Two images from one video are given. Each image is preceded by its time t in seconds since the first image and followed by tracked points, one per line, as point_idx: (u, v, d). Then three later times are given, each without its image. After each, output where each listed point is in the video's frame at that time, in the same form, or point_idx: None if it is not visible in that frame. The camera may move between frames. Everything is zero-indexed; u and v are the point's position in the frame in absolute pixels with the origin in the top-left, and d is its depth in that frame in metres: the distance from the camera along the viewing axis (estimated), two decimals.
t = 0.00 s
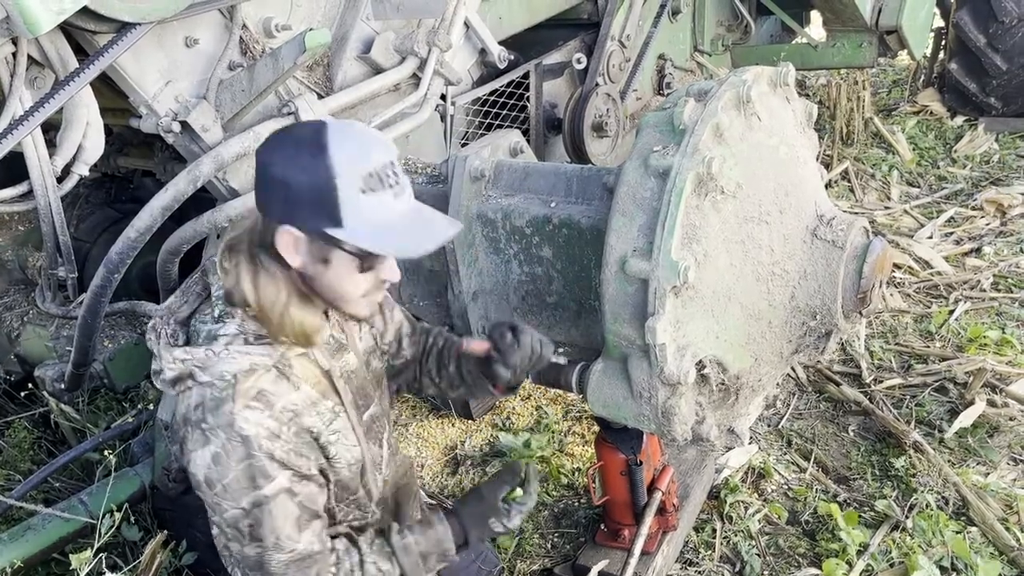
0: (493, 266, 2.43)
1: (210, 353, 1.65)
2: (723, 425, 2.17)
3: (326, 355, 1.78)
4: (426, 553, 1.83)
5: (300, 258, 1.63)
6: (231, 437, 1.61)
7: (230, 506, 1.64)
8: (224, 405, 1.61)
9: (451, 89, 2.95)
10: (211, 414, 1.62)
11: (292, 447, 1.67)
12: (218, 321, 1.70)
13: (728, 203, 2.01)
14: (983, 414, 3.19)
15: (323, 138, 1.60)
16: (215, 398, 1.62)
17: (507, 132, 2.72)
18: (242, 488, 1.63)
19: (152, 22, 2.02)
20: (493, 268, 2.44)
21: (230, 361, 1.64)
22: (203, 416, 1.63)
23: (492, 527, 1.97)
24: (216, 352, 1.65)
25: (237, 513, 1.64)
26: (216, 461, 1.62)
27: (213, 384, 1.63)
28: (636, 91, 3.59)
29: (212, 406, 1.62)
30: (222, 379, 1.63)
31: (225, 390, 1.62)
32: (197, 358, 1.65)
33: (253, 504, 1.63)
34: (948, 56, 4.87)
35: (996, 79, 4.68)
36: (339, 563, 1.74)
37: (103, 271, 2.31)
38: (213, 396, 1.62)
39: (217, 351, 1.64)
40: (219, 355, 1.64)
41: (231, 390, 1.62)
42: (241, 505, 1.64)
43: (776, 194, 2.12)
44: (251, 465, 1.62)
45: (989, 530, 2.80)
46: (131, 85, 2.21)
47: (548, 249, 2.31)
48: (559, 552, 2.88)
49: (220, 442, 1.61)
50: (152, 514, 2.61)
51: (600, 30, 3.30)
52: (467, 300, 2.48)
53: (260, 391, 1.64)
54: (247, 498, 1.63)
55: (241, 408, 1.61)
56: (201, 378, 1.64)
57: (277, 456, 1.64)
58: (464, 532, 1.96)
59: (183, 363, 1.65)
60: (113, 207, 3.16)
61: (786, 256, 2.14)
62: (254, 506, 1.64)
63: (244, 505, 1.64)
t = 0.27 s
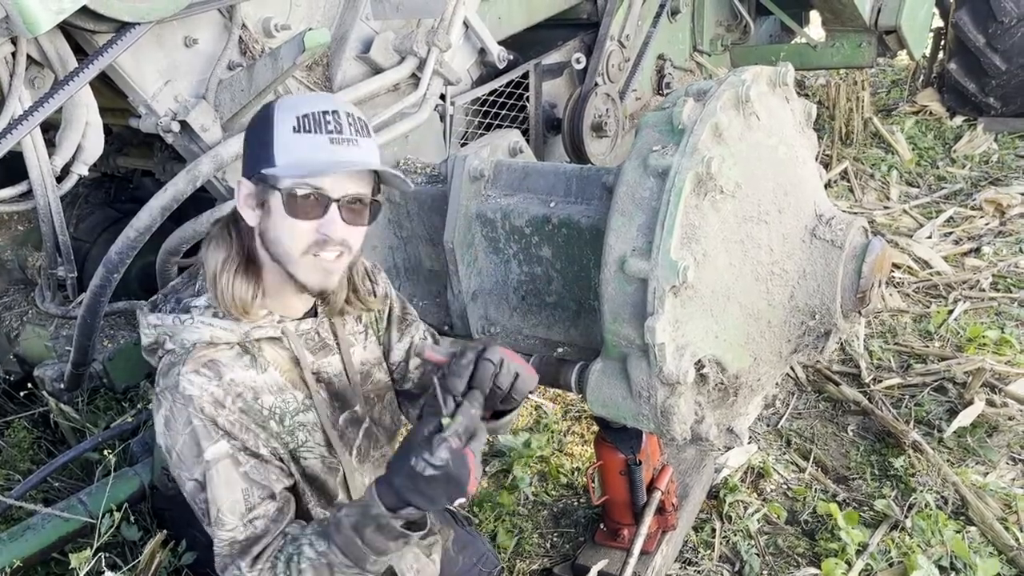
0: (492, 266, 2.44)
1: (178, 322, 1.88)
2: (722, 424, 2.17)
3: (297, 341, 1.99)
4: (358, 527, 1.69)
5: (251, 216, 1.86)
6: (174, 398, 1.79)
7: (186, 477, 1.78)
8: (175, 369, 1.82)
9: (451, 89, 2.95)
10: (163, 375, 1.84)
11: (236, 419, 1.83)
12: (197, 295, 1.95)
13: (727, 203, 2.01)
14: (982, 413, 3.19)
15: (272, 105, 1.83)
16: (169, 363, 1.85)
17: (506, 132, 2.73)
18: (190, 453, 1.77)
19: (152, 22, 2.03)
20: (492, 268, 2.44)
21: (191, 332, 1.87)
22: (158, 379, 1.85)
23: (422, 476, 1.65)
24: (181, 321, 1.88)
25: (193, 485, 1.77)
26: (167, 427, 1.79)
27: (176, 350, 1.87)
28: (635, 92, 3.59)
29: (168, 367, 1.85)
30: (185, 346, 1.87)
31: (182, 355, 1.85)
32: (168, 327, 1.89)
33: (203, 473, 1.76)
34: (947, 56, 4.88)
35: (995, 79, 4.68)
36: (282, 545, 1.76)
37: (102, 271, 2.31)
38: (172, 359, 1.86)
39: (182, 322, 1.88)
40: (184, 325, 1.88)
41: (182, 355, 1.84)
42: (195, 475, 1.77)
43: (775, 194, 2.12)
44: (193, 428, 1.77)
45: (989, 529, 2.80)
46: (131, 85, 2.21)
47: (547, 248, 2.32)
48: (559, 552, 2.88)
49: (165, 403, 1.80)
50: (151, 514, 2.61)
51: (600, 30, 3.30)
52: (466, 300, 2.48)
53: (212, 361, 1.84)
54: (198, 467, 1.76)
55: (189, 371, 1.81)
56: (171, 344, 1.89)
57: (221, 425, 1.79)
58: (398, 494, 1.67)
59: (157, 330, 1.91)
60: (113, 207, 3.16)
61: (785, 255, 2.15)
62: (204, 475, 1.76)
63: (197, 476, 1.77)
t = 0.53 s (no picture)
0: (492, 266, 2.44)
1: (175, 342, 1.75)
2: (722, 424, 2.17)
3: (298, 347, 1.89)
4: (402, 518, 1.65)
5: (288, 239, 1.69)
6: (188, 417, 1.68)
7: (209, 495, 1.69)
8: (184, 390, 1.70)
9: (451, 88, 2.94)
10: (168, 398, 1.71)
11: (253, 429, 1.73)
12: (189, 311, 1.81)
13: (726, 203, 2.01)
14: (982, 413, 3.19)
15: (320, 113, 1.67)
16: (174, 384, 1.72)
17: (506, 132, 2.73)
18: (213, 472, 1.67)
19: (151, 21, 2.02)
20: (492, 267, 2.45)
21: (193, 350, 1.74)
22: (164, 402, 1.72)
23: (461, 474, 1.63)
24: (179, 340, 1.75)
25: (218, 501, 1.68)
26: (183, 447, 1.68)
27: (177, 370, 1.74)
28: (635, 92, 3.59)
29: (172, 390, 1.72)
30: (187, 366, 1.74)
31: (185, 376, 1.73)
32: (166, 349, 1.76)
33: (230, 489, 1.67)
34: (947, 56, 4.88)
35: (995, 79, 4.68)
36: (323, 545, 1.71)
37: (101, 271, 2.31)
38: (175, 381, 1.73)
39: (181, 340, 1.74)
40: (184, 344, 1.74)
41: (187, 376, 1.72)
42: (219, 491, 1.68)
43: (775, 194, 2.12)
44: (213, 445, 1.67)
45: (988, 529, 2.80)
46: (131, 84, 2.21)
47: (547, 248, 2.32)
48: (558, 552, 2.88)
49: (178, 424, 1.69)
50: (150, 513, 2.61)
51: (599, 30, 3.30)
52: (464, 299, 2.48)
53: (220, 376, 1.73)
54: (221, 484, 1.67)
55: (198, 390, 1.69)
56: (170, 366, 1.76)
57: (239, 436, 1.69)
58: (439, 488, 1.63)
59: (153, 353, 1.79)
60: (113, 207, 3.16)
61: (785, 255, 2.15)
62: (230, 489, 1.67)
63: (220, 491, 1.67)
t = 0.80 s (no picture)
0: (492, 266, 2.45)
1: (224, 374, 1.70)
2: (722, 424, 2.17)
3: (333, 369, 1.83)
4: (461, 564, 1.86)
5: (370, 277, 1.74)
6: (248, 459, 1.66)
7: (254, 532, 1.69)
8: (243, 426, 1.67)
9: (451, 88, 2.94)
10: (224, 435, 1.67)
11: (308, 467, 1.71)
12: (229, 344, 1.75)
13: (726, 202, 2.02)
14: (981, 413, 3.20)
15: (406, 155, 1.75)
16: (228, 420, 1.68)
17: (506, 132, 2.73)
18: (263, 511, 1.68)
19: (151, 21, 2.03)
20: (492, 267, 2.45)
21: (245, 382, 1.69)
22: (217, 439, 1.68)
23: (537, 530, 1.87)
24: (230, 372, 1.70)
25: (263, 538, 1.69)
26: (236, 484, 1.67)
27: (225, 404, 1.69)
28: (635, 91, 3.59)
29: (227, 427, 1.67)
30: (238, 400, 1.69)
31: (239, 410, 1.68)
32: (212, 380, 1.70)
33: (277, 527, 1.68)
34: (947, 56, 4.88)
35: (995, 79, 4.68)
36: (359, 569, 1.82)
37: (102, 270, 2.31)
38: (226, 417, 1.68)
39: (232, 372, 1.70)
40: (235, 375, 1.70)
41: (243, 410, 1.68)
42: (265, 529, 1.68)
43: (774, 194, 2.12)
44: (270, 486, 1.67)
45: (988, 529, 2.81)
46: (131, 84, 2.21)
47: (547, 248, 2.32)
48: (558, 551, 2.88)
49: (236, 464, 1.67)
50: (150, 513, 2.61)
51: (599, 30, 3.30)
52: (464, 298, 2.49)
53: (277, 411, 1.70)
54: (269, 522, 1.68)
55: (258, 428, 1.67)
56: (216, 399, 1.70)
57: (297, 477, 1.69)
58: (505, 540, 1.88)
59: (195, 388, 1.71)
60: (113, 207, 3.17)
61: (785, 255, 2.15)
62: (279, 527, 1.68)
63: (268, 529, 1.68)
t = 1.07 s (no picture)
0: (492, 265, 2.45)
1: (281, 398, 1.71)
2: (721, 424, 2.17)
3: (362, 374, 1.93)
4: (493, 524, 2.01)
5: (408, 289, 1.75)
6: (321, 478, 1.72)
7: (321, 547, 1.73)
8: (309, 449, 1.72)
9: (451, 88, 2.94)
10: (293, 458, 1.71)
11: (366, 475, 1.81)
12: (275, 367, 1.75)
13: (727, 202, 2.02)
14: (981, 413, 3.20)
15: (443, 166, 1.78)
16: (293, 444, 1.71)
17: (506, 131, 2.73)
18: (332, 525, 1.73)
19: (151, 20, 2.02)
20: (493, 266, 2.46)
21: (303, 404, 1.72)
22: (286, 464, 1.71)
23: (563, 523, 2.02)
24: (287, 396, 1.71)
25: (330, 551, 1.74)
26: (307, 505, 1.71)
27: (286, 428, 1.72)
28: (636, 91, 3.59)
29: (294, 451, 1.71)
30: (297, 424, 1.72)
31: (301, 433, 1.72)
32: (267, 406, 1.71)
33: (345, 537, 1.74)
34: (948, 56, 4.88)
35: (995, 79, 4.68)
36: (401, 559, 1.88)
37: (102, 269, 2.31)
38: (289, 442, 1.72)
39: (289, 396, 1.71)
40: (291, 398, 1.72)
41: (307, 433, 1.73)
42: (332, 543, 1.74)
43: (774, 194, 2.12)
44: (342, 499, 1.74)
45: (988, 529, 2.81)
46: (131, 83, 2.21)
47: (547, 248, 2.32)
48: (558, 551, 2.88)
49: (308, 485, 1.71)
50: (150, 512, 2.62)
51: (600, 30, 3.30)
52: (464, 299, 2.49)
53: (336, 427, 1.78)
54: (339, 535, 1.74)
55: (325, 447, 1.74)
56: (271, 424, 1.72)
57: (360, 486, 1.78)
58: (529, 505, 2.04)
59: (248, 414, 1.71)
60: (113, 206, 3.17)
61: (785, 255, 2.15)
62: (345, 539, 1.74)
63: (336, 542, 1.73)
